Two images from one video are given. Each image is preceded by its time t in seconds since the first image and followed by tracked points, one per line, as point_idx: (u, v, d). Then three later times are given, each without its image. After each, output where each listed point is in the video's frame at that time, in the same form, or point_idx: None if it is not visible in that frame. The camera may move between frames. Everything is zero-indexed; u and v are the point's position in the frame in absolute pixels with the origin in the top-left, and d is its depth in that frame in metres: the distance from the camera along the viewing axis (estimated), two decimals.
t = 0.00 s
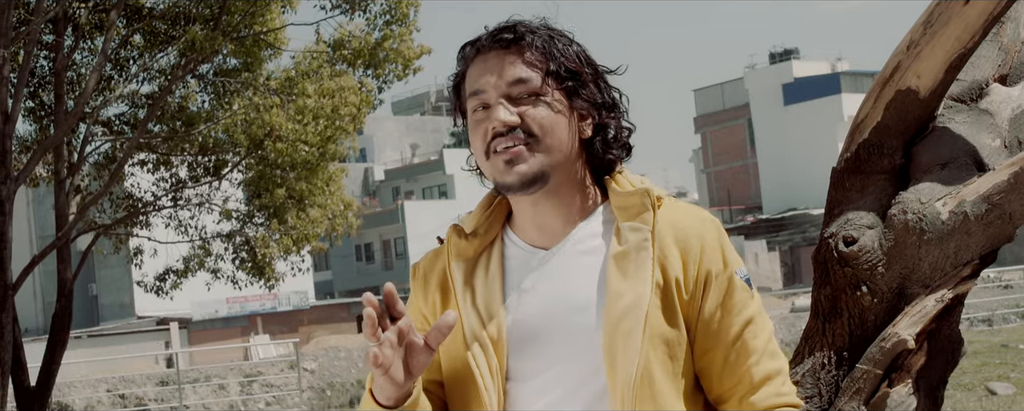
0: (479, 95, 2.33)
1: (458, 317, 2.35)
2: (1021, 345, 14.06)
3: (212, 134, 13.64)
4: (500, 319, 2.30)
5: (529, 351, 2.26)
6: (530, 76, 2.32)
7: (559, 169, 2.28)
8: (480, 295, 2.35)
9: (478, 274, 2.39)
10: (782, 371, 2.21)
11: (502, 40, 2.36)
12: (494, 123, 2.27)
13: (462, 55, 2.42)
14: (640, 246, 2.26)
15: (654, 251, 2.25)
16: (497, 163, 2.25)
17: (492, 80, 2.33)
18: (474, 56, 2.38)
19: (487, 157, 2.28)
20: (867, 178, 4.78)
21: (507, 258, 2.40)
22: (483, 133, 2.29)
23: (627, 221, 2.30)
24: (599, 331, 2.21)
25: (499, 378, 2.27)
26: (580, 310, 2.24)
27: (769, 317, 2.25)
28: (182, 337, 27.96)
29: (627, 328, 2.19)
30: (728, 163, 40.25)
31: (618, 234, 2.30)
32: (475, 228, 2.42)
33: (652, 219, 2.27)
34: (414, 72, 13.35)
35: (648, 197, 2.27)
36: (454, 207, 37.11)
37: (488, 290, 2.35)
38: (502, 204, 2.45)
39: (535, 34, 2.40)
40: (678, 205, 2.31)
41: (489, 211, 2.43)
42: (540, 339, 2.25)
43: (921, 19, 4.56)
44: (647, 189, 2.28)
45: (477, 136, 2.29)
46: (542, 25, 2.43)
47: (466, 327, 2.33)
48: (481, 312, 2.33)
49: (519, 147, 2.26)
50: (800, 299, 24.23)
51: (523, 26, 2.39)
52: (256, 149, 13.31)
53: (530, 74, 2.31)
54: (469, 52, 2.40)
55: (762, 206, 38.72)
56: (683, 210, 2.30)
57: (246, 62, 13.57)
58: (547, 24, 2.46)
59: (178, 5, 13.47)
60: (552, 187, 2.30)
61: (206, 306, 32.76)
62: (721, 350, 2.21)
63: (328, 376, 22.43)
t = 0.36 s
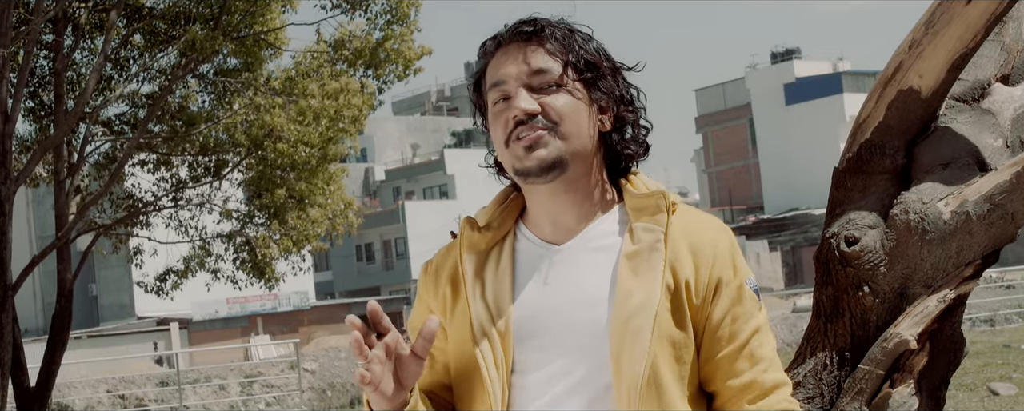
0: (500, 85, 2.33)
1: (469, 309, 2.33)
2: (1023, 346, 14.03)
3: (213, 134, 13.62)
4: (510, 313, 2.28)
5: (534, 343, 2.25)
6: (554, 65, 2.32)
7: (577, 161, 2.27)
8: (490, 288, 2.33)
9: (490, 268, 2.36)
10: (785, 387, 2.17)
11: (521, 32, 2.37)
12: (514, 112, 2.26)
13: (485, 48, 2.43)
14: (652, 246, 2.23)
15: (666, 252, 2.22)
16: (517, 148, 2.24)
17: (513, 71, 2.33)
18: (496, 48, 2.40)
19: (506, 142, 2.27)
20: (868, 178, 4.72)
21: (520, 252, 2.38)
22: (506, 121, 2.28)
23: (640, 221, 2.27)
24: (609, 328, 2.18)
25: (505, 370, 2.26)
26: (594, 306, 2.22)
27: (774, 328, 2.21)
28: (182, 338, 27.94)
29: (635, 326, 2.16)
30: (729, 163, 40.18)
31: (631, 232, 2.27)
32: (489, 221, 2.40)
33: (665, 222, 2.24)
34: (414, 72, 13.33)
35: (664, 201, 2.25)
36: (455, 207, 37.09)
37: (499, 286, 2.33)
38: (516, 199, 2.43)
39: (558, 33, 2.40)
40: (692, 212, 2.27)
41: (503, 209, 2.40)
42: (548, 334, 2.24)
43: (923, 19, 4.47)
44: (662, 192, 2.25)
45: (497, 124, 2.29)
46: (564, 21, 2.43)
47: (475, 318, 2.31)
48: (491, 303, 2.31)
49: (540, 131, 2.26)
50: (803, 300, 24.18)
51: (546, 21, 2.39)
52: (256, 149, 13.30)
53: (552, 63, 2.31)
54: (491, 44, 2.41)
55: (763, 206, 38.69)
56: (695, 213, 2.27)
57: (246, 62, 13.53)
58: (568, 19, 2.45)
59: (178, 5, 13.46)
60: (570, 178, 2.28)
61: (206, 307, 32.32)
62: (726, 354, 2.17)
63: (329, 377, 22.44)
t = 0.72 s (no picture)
0: (568, 66, 2.59)
1: (467, 312, 2.54)
2: None
3: (212, 137, 13.59)
4: (510, 319, 2.51)
5: (533, 344, 2.47)
6: (619, 72, 2.59)
7: (600, 167, 2.52)
8: (488, 290, 2.55)
9: (487, 268, 2.59)
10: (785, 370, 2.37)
11: (616, 34, 2.64)
12: (570, 100, 2.53)
13: (566, 27, 2.70)
14: (650, 249, 2.46)
15: (665, 255, 2.44)
16: (552, 138, 2.51)
17: (588, 61, 2.59)
18: (580, 33, 2.67)
19: (546, 127, 2.54)
20: (869, 179, 4.69)
21: (519, 256, 2.60)
22: (553, 101, 2.55)
23: (639, 223, 2.51)
24: (605, 330, 2.40)
25: (502, 372, 2.46)
26: (589, 307, 2.44)
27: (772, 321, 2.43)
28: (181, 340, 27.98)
29: (629, 327, 2.37)
30: (730, 165, 40.17)
31: (631, 235, 2.50)
32: (488, 221, 2.62)
33: (664, 225, 2.48)
34: (414, 74, 13.29)
35: (663, 204, 2.50)
36: (455, 209, 37.11)
37: (496, 285, 2.55)
38: (518, 199, 2.65)
39: (641, 50, 2.67)
40: (692, 216, 2.51)
41: (503, 209, 2.62)
42: (546, 336, 2.46)
43: (923, 20, 4.45)
44: (663, 196, 2.51)
45: (544, 104, 2.56)
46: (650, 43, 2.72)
47: (473, 321, 2.52)
48: (489, 307, 2.53)
49: (580, 133, 2.52)
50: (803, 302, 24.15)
51: (639, 37, 2.67)
52: (256, 152, 13.31)
53: (619, 68, 2.58)
54: (577, 27, 2.68)
55: (764, 208, 38.66)
56: (697, 216, 2.51)
57: (245, 64, 13.47)
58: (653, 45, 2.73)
59: (177, 7, 13.44)
60: (586, 188, 2.54)
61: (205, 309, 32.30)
62: (717, 356, 2.38)
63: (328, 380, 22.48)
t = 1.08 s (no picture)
0: (564, 69, 2.30)
1: (465, 311, 2.29)
2: (1023, 348, 14.01)
3: (210, 137, 13.62)
4: (509, 318, 2.25)
5: (532, 343, 2.22)
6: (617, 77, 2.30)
7: (603, 170, 2.24)
8: (489, 287, 2.29)
9: (488, 268, 2.32)
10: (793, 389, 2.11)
11: (610, 32, 2.36)
12: (568, 103, 2.24)
13: (557, 27, 2.42)
14: (654, 248, 2.19)
15: (670, 257, 2.17)
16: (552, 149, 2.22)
17: (585, 64, 2.30)
18: (572, 32, 2.39)
19: (543, 135, 2.25)
20: (868, 180, 4.67)
21: (521, 254, 2.34)
22: (550, 106, 2.26)
23: (642, 223, 2.24)
24: (610, 330, 2.14)
25: (504, 370, 2.21)
26: (594, 307, 2.19)
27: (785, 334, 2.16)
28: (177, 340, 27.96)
29: (634, 327, 2.12)
30: (729, 165, 40.13)
31: (634, 234, 2.23)
32: (491, 219, 2.36)
33: (669, 224, 2.21)
34: (411, 73, 13.27)
35: (667, 204, 2.23)
36: (453, 210, 37.10)
37: (497, 284, 2.29)
38: (521, 198, 2.39)
39: (636, 46, 2.40)
40: (699, 218, 2.24)
41: (506, 207, 2.36)
42: (548, 337, 2.21)
43: (923, 20, 4.43)
44: (666, 195, 2.24)
45: (540, 110, 2.27)
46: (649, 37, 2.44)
47: (474, 318, 2.26)
48: (491, 304, 2.27)
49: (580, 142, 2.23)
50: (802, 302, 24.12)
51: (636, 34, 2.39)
52: (254, 152, 13.31)
53: (617, 72, 2.29)
54: (569, 28, 2.40)
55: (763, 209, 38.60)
56: (704, 220, 2.23)
57: (242, 64, 13.47)
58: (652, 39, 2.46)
59: (174, 6, 13.44)
60: (588, 190, 2.27)
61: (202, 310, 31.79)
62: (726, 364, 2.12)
63: (325, 381, 22.46)
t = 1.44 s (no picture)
0: (555, 69, 2.29)
1: (469, 309, 2.25)
2: None
3: (208, 135, 13.58)
4: (508, 317, 2.22)
5: (533, 342, 2.19)
6: (603, 70, 2.28)
7: (597, 167, 2.23)
8: (490, 286, 2.26)
9: (490, 265, 2.29)
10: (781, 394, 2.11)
11: (597, 29, 2.33)
12: (558, 101, 2.22)
13: (550, 27, 2.40)
14: (656, 247, 2.16)
15: (670, 256, 2.15)
16: (545, 143, 2.20)
17: (574, 60, 2.29)
18: (565, 32, 2.36)
19: (537, 132, 2.23)
20: (868, 179, 4.65)
21: (523, 250, 2.31)
22: (543, 105, 2.24)
23: (644, 221, 2.21)
24: (610, 330, 2.12)
25: (504, 370, 2.19)
26: (595, 305, 2.16)
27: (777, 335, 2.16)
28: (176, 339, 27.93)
29: (636, 327, 2.10)
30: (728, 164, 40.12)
31: (635, 234, 2.21)
32: (492, 218, 2.32)
33: (670, 223, 2.18)
34: (410, 71, 13.25)
35: (669, 202, 2.21)
36: (452, 209, 37.10)
37: (498, 283, 2.26)
38: (522, 196, 2.35)
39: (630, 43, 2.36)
40: (698, 215, 2.20)
41: (508, 205, 2.32)
42: (548, 337, 2.18)
43: (923, 19, 4.40)
44: (669, 194, 2.21)
45: (534, 109, 2.25)
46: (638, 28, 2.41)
47: (476, 317, 2.23)
48: (492, 304, 2.24)
49: (572, 137, 2.21)
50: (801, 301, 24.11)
51: (622, 23, 2.36)
52: (254, 150, 13.30)
53: (606, 67, 2.27)
54: (561, 28, 2.37)
55: (762, 207, 38.61)
56: (704, 219, 2.20)
57: (241, 62, 13.44)
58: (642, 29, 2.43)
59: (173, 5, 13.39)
60: (588, 188, 2.25)
61: (201, 309, 31.73)
62: (724, 362, 2.11)
63: (324, 380, 22.46)
